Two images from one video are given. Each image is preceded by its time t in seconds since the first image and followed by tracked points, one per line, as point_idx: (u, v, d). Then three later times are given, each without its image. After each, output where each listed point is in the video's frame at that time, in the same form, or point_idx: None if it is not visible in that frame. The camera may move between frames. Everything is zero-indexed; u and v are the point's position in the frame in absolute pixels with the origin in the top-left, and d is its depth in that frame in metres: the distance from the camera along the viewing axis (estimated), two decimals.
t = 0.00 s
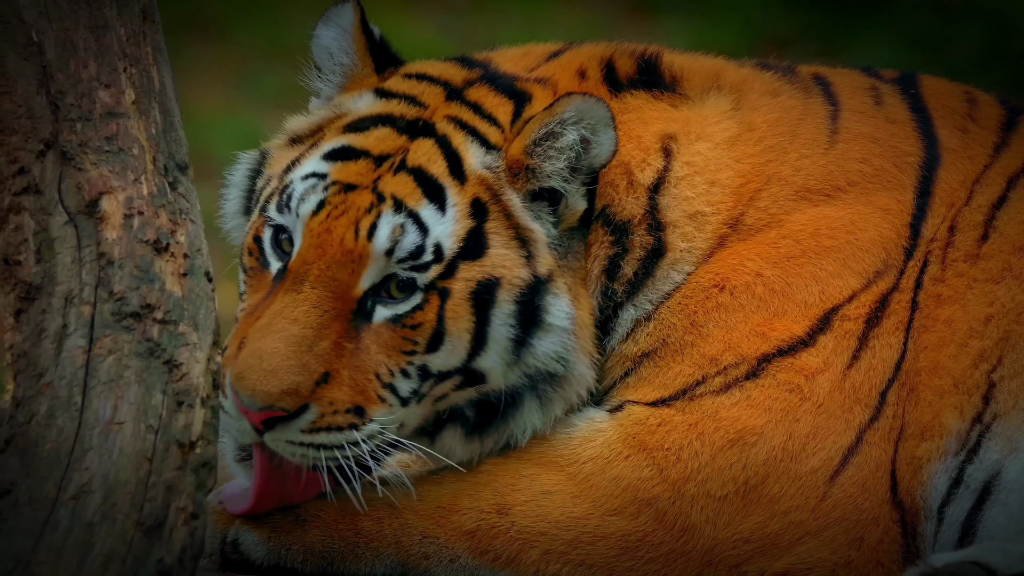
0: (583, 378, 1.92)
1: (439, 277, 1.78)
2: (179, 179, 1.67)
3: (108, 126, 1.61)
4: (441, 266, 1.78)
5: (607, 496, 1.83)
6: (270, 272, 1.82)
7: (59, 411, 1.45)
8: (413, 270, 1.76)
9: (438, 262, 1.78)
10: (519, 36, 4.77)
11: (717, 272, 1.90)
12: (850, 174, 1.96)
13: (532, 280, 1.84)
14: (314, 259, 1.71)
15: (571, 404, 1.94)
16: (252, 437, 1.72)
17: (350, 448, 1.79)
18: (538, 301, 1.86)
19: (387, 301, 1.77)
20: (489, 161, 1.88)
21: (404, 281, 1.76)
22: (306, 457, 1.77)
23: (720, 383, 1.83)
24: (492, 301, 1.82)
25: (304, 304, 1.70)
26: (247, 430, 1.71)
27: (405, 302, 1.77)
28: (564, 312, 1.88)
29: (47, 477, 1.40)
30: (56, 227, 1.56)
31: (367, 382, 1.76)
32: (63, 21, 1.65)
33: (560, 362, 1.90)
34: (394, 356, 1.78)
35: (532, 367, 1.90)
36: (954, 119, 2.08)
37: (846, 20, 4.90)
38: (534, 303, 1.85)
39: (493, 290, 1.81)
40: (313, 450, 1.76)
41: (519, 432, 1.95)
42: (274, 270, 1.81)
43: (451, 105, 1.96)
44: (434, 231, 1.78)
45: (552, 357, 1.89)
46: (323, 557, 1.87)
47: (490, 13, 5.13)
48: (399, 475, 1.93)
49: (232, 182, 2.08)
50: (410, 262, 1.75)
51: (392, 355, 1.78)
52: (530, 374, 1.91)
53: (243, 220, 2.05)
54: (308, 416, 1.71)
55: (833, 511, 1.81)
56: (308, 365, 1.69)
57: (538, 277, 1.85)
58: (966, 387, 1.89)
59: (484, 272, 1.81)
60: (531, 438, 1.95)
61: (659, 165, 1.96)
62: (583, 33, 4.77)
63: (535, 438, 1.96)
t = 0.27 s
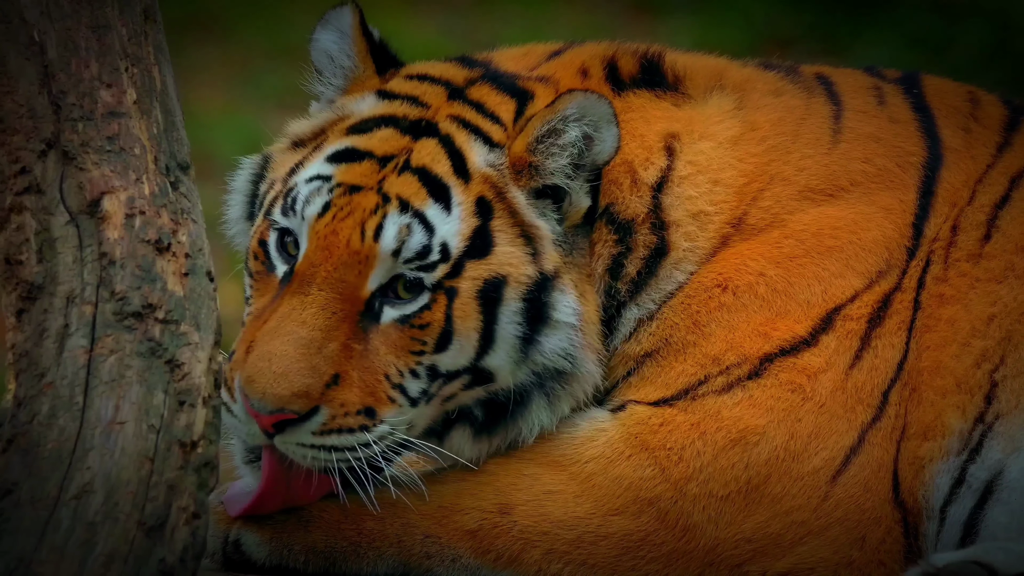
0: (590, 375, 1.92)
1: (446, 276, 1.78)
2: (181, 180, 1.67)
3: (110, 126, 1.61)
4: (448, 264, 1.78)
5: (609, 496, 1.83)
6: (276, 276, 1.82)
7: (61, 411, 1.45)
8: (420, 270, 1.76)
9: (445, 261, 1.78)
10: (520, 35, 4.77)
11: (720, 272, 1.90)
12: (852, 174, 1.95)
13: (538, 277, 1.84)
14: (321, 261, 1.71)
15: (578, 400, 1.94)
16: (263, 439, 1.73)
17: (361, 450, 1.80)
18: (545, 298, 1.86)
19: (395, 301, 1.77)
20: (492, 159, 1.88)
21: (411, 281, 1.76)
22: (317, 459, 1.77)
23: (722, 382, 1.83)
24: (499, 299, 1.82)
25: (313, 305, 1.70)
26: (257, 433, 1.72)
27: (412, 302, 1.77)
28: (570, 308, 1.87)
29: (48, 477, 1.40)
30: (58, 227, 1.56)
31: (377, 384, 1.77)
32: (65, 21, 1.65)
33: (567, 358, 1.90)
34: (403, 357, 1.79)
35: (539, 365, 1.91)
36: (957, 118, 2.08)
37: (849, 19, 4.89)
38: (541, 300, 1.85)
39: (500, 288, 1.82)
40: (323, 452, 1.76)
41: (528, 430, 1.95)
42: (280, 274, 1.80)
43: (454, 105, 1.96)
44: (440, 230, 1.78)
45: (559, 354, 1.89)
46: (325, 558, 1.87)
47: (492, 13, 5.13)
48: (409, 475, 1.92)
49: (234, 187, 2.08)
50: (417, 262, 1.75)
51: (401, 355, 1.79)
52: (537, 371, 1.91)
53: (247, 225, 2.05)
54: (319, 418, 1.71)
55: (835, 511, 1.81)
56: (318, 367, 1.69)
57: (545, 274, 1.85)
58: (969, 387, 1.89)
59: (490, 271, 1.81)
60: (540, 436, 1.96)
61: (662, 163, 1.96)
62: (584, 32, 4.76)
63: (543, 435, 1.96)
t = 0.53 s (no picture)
0: (596, 373, 1.92)
1: (451, 274, 1.78)
2: (183, 178, 1.67)
3: (112, 125, 1.61)
4: (453, 262, 1.78)
5: (612, 495, 1.83)
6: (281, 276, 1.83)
7: (63, 410, 1.45)
8: (426, 268, 1.76)
9: (451, 259, 1.78)
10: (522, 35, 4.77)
11: (722, 271, 1.90)
12: (855, 174, 1.95)
13: (543, 274, 1.84)
14: (326, 260, 1.72)
15: (584, 398, 1.94)
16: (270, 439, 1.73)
17: (368, 449, 1.80)
18: (550, 295, 1.86)
19: (401, 300, 1.77)
20: (495, 157, 1.88)
21: (417, 279, 1.76)
22: (324, 459, 1.78)
23: (724, 382, 1.84)
24: (505, 296, 1.82)
25: (319, 305, 1.70)
26: (264, 433, 1.72)
27: (418, 300, 1.78)
28: (576, 305, 1.87)
29: (51, 476, 1.40)
30: (60, 226, 1.56)
31: (384, 383, 1.77)
32: (67, 20, 1.65)
33: (572, 356, 1.90)
34: (410, 355, 1.79)
35: (544, 362, 1.91)
36: (959, 118, 2.08)
37: (850, 19, 4.89)
38: (546, 297, 1.85)
39: (505, 285, 1.81)
40: (331, 452, 1.77)
41: (533, 428, 1.95)
42: (285, 274, 1.81)
43: (457, 103, 1.97)
44: (445, 228, 1.78)
45: (565, 351, 1.89)
46: (328, 558, 1.87)
47: (494, 13, 5.12)
48: (414, 474, 1.93)
49: (237, 190, 2.08)
50: (422, 260, 1.75)
51: (408, 354, 1.79)
52: (543, 369, 1.92)
53: (251, 227, 2.05)
54: (327, 417, 1.72)
55: (837, 510, 1.81)
56: (325, 366, 1.69)
57: (550, 271, 1.85)
58: (971, 387, 1.88)
59: (496, 268, 1.81)
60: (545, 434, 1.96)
61: (665, 163, 1.96)
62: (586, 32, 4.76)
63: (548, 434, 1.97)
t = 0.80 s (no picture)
0: (601, 366, 1.91)
1: (456, 267, 1.78)
2: (185, 179, 1.67)
3: (114, 125, 1.61)
4: (458, 255, 1.78)
5: (613, 495, 1.83)
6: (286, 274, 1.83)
7: (65, 410, 1.46)
8: (430, 262, 1.76)
9: (455, 252, 1.78)
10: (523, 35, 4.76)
11: (723, 271, 1.90)
12: (855, 174, 1.95)
13: (547, 267, 1.84)
14: (330, 256, 1.72)
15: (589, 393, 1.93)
16: (277, 435, 1.73)
17: (375, 444, 1.80)
18: (556, 288, 1.85)
19: (406, 294, 1.77)
20: (498, 150, 1.89)
21: (422, 272, 1.76)
22: (333, 454, 1.77)
23: (725, 382, 1.84)
24: (510, 288, 1.82)
25: (325, 300, 1.71)
26: (271, 430, 1.72)
27: (424, 294, 1.77)
28: (581, 297, 1.87)
29: (52, 476, 1.41)
30: (62, 226, 1.56)
31: (391, 376, 1.77)
32: (69, 20, 1.65)
33: (578, 349, 1.89)
34: (416, 349, 1.79)
35: (550, 356, 1.90)
36: (959, 117, 2.08)
37: (851, 20, 4.89)
38: (551, 289, 1.85)
39: (510, 278, 1.81)
40: (339, 447, 1.76)
41: (538, 424, 1.95)
42: (290, 271, 1.82)
43: (458, 99, 1.97)
44: (449, 221, 1.78)
45: (570, 344, 1.89)
46: (330, 558, 1.87)
47: (495, 13, 5.12)
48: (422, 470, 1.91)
49: (239, 190, 2.09)
50: (427, 254, 1.75)
51: (414, 348, 1.78)
52: (548, 363, 1.91)
53: (253, 229, 2.05)
54: (335, 412, 1.72)
55: (838, 510, 1.82)
56: (332, 361, 1.69)
57: (554, 264, 1.84)
58: (972, 387, 1.89)
59: (500, 261, 1.81)
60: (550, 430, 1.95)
61: (666, 161, 1.96)
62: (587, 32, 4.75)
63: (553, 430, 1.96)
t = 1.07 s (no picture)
0: (609, 358, 1.91)
1: (464, 260, 1.78)
2: (187, 179, 1.66)
3: (116, 125, 1.61)
4: (466, 248, 1.78)
5: (614, 495, 1.84)
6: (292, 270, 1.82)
7: (66, 410, 1.46)
8: (438, 254, 1.76)
9: (463, 245, 1.78)
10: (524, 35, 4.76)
11: (724, 271, 1.90)
12: (855, 173, 1.95)
13: (554, 258, 1.84)
14: (338, 251, 1.72)
15: (598, 385, 1.93)
16: (289, 434, 1.72)
17: (387, 438, 1.79)
18: (562, 279, 1.85)
19: (414, 288, 1.77)
20: (502, 143, 1.89)
21: (430, 265, 1.76)
22: (344, 449, 1.77)
23: (726, 382, 1.84)
24: (518, 281, 1.82)
25: (334, 295, 1.71)
26: (282, 428, 1.71)
27: (432, 287, 1.77)
28: (588, 287, 1.86)
29: (54, 476, 1.41)
30: (64, 226, 1.56)
31: (401, 370, 1.77)
32: (71, 20, 1.65)
33: (586, 340, 1.89)
34: (426, 343, 1.78)
35: (557, 349, 1.90)
36: (960, 117, 2.08)
37: (852, 20, 4.90)
38: (558, 280, 1.84)
39: (517, 270, 1.81)
40: (351, 442, 1.76)
41: (547, 417, 1.95)
42: (297, 268, 1.82)
43: (460, 91, 1.97)
44: (455, 214, 1.79)
45: (578, 336, 1.88)
46: (331, 557, 1.87)
47: (495, 13, 5.13)
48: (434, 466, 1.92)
49: (242, 191, 2.08)
50: (434, 247, 1.76)
51: (424, 341, 1.78)
52: (556, 356, 1.91)
53: (257, 229, 2.06)
54: (346, 407, 1.72)
55: (838, 510, 1.82)
56: (343, 355, 1.69)
57: (560, 255, 1.84)
58: (972, 386, 1.89)
59: (508, 252, 1.81)
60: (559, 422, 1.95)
61: (669, 158, 1.96)
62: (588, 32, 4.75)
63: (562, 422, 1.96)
